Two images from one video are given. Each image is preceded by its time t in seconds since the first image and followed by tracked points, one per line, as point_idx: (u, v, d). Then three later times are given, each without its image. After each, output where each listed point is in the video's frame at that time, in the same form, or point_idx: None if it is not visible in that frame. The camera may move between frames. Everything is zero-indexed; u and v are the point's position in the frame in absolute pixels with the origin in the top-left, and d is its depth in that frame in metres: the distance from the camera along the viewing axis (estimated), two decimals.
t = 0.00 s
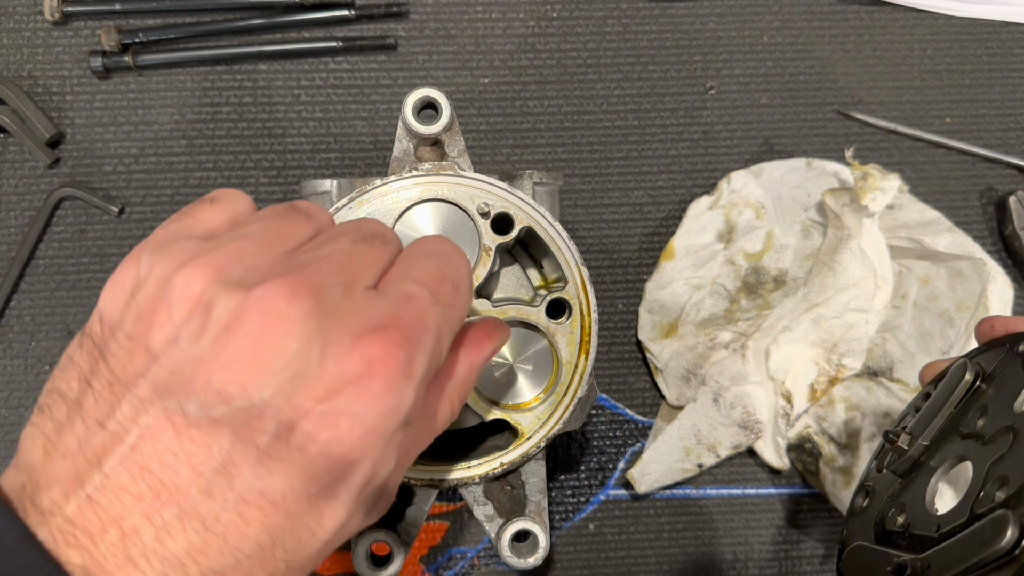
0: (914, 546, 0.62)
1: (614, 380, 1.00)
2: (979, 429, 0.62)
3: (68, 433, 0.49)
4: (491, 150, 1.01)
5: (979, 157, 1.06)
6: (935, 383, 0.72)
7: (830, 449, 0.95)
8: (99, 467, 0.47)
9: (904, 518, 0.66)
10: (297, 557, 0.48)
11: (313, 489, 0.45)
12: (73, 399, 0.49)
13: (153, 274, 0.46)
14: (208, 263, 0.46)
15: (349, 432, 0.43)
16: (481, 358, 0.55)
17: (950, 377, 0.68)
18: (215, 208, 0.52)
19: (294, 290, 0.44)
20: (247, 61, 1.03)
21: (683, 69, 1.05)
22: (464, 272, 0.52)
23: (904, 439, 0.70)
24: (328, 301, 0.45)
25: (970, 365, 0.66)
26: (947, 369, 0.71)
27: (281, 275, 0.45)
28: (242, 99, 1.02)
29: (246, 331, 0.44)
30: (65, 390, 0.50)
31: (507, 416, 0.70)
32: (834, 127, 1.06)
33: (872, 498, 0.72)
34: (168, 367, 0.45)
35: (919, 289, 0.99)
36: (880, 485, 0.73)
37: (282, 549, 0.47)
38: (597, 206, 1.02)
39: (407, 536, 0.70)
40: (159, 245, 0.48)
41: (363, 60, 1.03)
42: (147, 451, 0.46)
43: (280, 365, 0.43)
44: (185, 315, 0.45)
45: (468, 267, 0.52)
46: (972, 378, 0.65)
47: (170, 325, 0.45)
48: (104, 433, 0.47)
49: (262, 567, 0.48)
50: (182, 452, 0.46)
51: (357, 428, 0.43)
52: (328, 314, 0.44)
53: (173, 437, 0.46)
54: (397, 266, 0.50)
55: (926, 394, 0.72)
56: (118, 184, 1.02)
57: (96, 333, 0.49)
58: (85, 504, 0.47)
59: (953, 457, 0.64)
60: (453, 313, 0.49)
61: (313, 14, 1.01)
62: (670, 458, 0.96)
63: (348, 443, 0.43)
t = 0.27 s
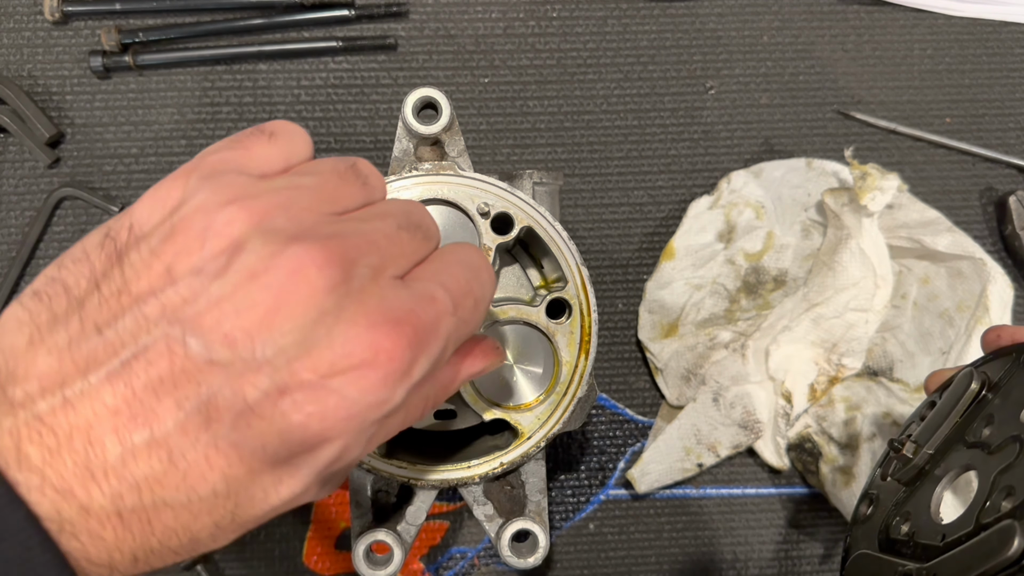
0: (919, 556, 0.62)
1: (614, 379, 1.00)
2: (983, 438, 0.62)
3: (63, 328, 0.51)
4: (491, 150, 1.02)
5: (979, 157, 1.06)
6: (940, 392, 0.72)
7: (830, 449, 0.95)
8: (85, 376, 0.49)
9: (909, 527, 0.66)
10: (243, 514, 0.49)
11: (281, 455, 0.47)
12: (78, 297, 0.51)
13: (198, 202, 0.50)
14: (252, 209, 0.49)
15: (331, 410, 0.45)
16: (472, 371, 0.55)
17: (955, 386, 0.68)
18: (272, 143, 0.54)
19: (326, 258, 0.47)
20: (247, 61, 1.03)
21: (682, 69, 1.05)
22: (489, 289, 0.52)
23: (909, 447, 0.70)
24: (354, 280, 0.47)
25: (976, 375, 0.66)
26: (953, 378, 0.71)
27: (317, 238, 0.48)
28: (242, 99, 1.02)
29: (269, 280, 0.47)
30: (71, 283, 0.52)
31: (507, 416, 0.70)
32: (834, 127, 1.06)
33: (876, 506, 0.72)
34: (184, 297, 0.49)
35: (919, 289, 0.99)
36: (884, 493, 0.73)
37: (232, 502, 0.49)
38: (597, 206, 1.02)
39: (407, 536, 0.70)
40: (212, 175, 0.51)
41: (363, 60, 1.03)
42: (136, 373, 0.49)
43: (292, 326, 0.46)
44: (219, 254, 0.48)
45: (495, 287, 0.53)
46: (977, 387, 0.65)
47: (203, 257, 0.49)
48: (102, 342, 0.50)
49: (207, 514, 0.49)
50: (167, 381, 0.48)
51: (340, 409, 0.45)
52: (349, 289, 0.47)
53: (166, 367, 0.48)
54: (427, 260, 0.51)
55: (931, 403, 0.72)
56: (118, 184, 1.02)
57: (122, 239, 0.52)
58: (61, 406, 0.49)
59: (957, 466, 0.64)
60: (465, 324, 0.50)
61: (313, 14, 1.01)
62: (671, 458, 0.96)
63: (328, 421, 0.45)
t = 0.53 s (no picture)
0: (909, 560, 0.62)
1: (614, 380, 1.00)
2: (974, 444, 0.62)
3: (23, 336, 0.50)
4: (491, 150, 1.01)
5: (980, 157, 1.06)
6: (932, 397, 0.72)
7: (830, 450, 0.95)
8: (50, 382, 0.49)
9: (899, 531, 0.65)
10: (221, 514, 0.49)
11: (258, 451, 0.46)
12: (36, 302, 0.51)
13: (155, 201, 0.49)
14: (211, 208, 0.48)
15: (305, 404, 0.45)
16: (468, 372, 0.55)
17: (946, 392, 0.68)
18: (224, 148, 0.53)
19: (290, 251, 0.46)
20: (247, 61, 1.03)
21: (683, 69, 1.05)
22: (466, 283, 0.52)
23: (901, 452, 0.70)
24: (321, 275, 0.47)
25: (967, 381, 0.66)
26: (943, 384, 0.71)
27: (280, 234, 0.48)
28: (242, 99, 1.02)
29: (229, 278, 0.46)
30: (26, 289, 0.52)
31: (506, 417, 0.69)
32: (834, 127, 1.06)
33: (867, 511, 0.72)
34: (143, 297, 0.48)
35: (919, 289, 0.99)
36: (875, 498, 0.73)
37: (210, 502, 0.48)
38: (597, 206, 1.02)
39: (407, 536, 0.70)
40: (165, 171, 0.50)
41: (363, 60, 1.03)
42: (100, 374, 0.48)
43: (258, 323, 0.45)
44: (178, 251, 0.47)
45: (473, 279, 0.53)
46: (968, 393, 0.66)
47: (161, 257, 0.48)
48: (65, 349, 0.49)
49: (183, 515, 0.48)
50: (134, 384, 0.47)
51: (314, 403, 0.45)
52: (316, 283, 0.46)
53: (133, 366, 0.47)
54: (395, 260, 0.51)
55: (923, 409, 0.72)
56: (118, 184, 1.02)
57: (74, 239, 0.50)
58: (28, 413, 0.49)
59: (948, 471, 0.64)
60: (440, 317, 0.50)
61: (313, 14, 1.00)
62: (670, 458, 0.96)
63: (300, 414, 0.45)
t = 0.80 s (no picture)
0: (908, 544, 0.62)
1: (614, 379, 1.00)
2: (973, 428, 0.62)
3: (84, 516, 0.49)
4: (491, 150, 1.02)
5: (979, 157, 1.06)
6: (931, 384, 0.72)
7: (830, 449, 0.95)
8: (123, 534, 0.46)
9: (899, 517, 0.66)
10: (343, 559, 0.46)
11: (332, 481, 0.44)
12: (74, 484, 0.50)
13: (115, 346, 0.47)
14: (160, 315, 0.47)
15: (348, 414, 0.43)
16: (488, 322, 0.55)
17: (945, 378, 0.68)
18: (148, 286, 0.52)
19: (247, 303, 0.45)
20: (247, 61, 1.03)
21: (683, 69, 1.05)
22: (408, 258, 0.54)
23: (900, 438, 0.70)
24: (282, 309, 0.46)
25: (966, 366, 0.66)
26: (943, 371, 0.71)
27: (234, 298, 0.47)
28: (242, 99, 1.02)
29: (214, 358, 0.45)
30: (71, 521, 0.50)
31: (507, 416, 0.69)
32: (834, 127, 1.06)
33: (868, 498, 0.72)
34: (152, 420, 0.46)
35: (919, 289, 0.99)
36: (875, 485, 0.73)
37: (322, 554, 0.45)
38: (597, 206, 1.02)
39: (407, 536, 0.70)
40: (99, 321, 0.48)
41: (363, 60, 1.03)
42: (157, 503, 0.46)
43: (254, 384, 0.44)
44: (148, 363, 0.46)
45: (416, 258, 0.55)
46: (967, 378, 0.65)
47: (143, 380, 0.46)
48: (113, 509, 0.47)
49: None
50: (194, 492, 0.45)
51: (356, 407, 0.43)
52: (286, 318, 0.45)
53: (181, 480, 0.46)
54: (342, 279, 0.52)
55: (922, 395, 0.72)
56: (118, 184, 1.02)
57: (72, 422, 0.49)
58: None
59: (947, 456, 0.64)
60: (409, 291, 0.50)
61: (313, 14, 1.01)
62: (670, 458, 0.96)
63: (345, 425, 0.43)
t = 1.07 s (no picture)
0: (908, 530, 0.62)
1: (614, 379, 1.00)
2: (973, 413, 0.62)
3: (126, 532, 0.47)
4: (491, 150, 1.02)
5: (979, 157, 1.06)
6: (930, 370, 0.72)
7: (830, 449, 0.95)
8: (170, 549, 0.46)
9: (898, 502, 0.66)
10: (390, 571, 0.46)
11: (380, 487, 0.44)
12: (115, 501, 0.49)
13: (154, 360, 0.47)
14: (199, 327, 0.47)
15: (395, 418, 0.44)
16: (490, 329, 0.54)
17: (944, 363, 0.68)
18: (179, 301, 0.52)
19: (288, 314, 0.46)
20: (247, 61, 1.03)
21: (682, 70, 1.05)
22: (421, 262, 0.54)
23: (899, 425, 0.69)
24: (320, 317, 0.47)
25: (965, 350, 0.66)
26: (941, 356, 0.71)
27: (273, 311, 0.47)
28: (242, 99, 1.02)
29: (258, 371, 0.45)
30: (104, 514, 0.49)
31: (507, 416, 0.69)
32: (834, 127, 1.06)
33: (866, 484, 0.72)
34: (198, 429, 0.46)
35: (919, 289, 0.99)
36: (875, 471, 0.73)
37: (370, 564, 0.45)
38: (597, 206, 1.02)
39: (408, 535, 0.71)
40: (140, 339, 0.48)
41: (363, 60, 1.03)
42: (205, 515, 0.46)
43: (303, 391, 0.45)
44: (192, 378, 0.46)
45: (415, 256, 0.56)
46: (966, 363, 0.65)
47: (187, 394, 0.46)
48: (156, 526, 0.46)
49: None
50: (242, 504, 0.46)
51: (403, 412, 0.44)
52: (326, 325, 0.46)
53: (227, 490, 0.46)
54: (360, 283, 0.52)
55: (920, 381, 0.72)
56: (118, 184, 1.02)
57: (114, 436, 0.49)
58: None
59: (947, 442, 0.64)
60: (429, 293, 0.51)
61: (313, 14, 1.01)
62: (670, 458, 0.96)
63: (392, 430, 0.44)
